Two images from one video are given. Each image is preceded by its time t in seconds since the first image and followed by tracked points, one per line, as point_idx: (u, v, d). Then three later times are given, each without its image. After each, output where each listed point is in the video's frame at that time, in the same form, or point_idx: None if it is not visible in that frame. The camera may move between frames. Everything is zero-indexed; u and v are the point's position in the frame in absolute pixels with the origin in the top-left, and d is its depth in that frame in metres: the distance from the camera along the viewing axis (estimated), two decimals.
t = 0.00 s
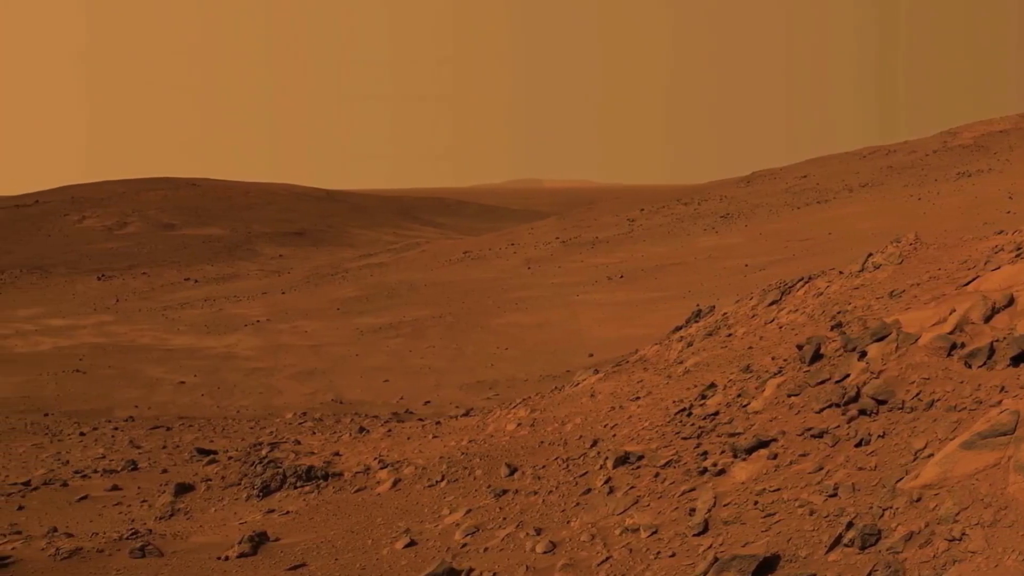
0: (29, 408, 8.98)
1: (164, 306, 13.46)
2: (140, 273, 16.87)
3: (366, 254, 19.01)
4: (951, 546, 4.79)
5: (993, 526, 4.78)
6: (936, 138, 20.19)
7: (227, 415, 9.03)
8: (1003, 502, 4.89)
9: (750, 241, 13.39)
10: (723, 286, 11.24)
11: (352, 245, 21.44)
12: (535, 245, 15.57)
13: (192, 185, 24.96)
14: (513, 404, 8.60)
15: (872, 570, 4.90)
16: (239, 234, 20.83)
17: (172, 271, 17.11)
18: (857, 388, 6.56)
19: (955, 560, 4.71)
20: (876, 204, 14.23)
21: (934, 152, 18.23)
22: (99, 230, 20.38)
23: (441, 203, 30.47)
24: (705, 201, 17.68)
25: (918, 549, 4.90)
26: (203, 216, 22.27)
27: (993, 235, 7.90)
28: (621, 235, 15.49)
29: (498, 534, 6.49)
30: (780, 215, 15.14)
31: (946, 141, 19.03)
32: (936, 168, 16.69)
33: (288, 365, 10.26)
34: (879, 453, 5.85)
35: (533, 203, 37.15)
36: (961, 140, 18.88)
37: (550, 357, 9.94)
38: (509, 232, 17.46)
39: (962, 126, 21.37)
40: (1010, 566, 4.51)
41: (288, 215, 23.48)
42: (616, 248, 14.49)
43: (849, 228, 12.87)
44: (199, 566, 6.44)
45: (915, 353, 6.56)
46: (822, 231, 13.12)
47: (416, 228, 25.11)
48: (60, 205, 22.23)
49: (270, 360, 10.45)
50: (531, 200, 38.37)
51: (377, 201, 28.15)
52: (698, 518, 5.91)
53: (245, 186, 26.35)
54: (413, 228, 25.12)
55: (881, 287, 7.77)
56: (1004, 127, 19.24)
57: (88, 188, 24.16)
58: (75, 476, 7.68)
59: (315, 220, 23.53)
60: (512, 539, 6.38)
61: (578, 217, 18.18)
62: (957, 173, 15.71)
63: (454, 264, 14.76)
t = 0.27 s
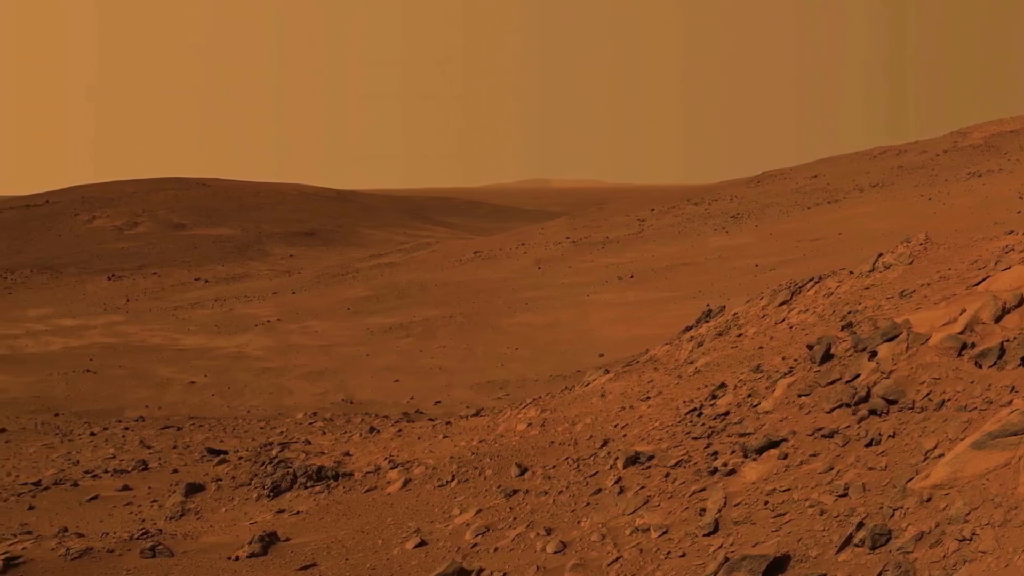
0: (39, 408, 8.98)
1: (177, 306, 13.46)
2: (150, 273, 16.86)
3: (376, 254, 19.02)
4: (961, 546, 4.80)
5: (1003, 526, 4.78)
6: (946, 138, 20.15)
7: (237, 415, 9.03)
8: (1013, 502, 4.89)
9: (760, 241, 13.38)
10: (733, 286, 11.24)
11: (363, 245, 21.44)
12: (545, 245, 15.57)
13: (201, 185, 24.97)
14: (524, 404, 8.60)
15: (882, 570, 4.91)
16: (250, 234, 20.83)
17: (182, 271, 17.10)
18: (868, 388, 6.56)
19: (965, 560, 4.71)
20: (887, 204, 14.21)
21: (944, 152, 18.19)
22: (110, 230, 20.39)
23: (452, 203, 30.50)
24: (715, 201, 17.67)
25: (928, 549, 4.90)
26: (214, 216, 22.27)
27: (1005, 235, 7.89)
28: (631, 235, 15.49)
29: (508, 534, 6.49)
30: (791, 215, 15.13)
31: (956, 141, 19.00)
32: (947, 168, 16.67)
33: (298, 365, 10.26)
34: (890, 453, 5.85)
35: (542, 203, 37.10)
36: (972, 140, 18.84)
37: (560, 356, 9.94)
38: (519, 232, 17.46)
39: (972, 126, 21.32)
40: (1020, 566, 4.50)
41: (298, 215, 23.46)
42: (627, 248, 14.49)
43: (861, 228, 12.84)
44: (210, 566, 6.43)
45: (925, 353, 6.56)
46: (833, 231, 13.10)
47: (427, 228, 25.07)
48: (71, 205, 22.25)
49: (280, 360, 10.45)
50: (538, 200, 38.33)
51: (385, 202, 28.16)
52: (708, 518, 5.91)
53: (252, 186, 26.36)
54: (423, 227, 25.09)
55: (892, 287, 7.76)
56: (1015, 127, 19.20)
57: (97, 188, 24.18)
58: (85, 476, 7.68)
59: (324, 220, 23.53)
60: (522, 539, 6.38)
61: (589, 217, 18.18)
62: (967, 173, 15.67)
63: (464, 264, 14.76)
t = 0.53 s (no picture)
0: (46, 407, 8.99)
1: (184, 306, 13.46)
2: (157, 273, 16.86)
3: (382, 254, 19.02)
4: (967, 546, 4.76)
5: (1010, 526, 4.74)
6: (953, 138, 20.12)
7: (244, 415, 9.03)
8: (1020, 502, 4.85)
9: (767, 241, 13.38)
10: (740, 286, 11.24)
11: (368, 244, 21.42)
12: (551, 245, 15.57)
13: (206, 185, 24.99)
14: (530, 404, 8.60)
15: (889, 570, 4.89)
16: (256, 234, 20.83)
17: (189, 271, 17.11)
18: (874, 388, 6.56)
19: (971, 560, 4.68)
20: (894, 204, 14.20)
21: (951, 152, 18.19)
22: (117, 230, 20.40)
23: (458, 203, 30.52)
24: (722, 201, 17.68)
25: (934, 549, 4.87)
26: (220, 216, 22.26)
27: (1012, 235, 7.89)
28: (637, 235, 15.49)
29: (515, 534, 6.49)
30: (798, 215, 15.13)
31: (963, 141, 18.99)
32: (954, 168, 16.65)
33: (305, 365, 10.26)
34: (896, 453, 5.84)
35: (547, 203, 37.08)
36: (979, 140, 18.82)
37: (567, 356, 9.95)
38: (526, 232, 17.47)
39: (979, 127, 21.29)
40: None
41: (304, 215, 23.46)
42: (634, 248, 14.49)
43: (869, 228, 12.83)
44: (216, 566, 6.43)
45: (931, 352, 6.56)
46: (841, 231, 13.09)
47: (432, 228, 25.07)
48: (79, 205, 22.27)
49: (286, 360, 10.45)
50: (543, 200, 38.33)
51: (390, 202, 28.16)
52: (714, 518, 5.91)
53: (257, 186, 26.37)
54: (428, 227, 25.10)
55: (899, 287, 7.76)
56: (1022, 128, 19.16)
57: (103, 188, 24.20)
58: (92, 476, 7.68)
59: (331, 220, 23.54)
60: (529, 539, 6.38)
61: (596, 217, 18.19)
62: (974, 173, 15.67)
63: (470, 264, 14.77)
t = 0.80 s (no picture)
0: (48, 407, 8.98)
1: (187, 306, 13.46)
2: (159, 273, 16.87)
3: (384, 253, 19.03)
4: (970, 547, 4.74)
5: (1012, 526, 4.72)
6: (956, 138, 20.12)
7: (246, 415, 9.03)
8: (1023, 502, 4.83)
9: (770, 241, 13.39)
10: (743, 286, 11.24)
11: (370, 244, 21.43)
12: (554, 245, 15.58)
13: (208, 185, 24.99)
14: (533, 404, 8.60)
15: (891, 570, 4.87)
16: (259, 234, 20.83)
17: (191, 271, 17.11)
18: (877, 388, 6.56)
19: (974, 560, 4.66)
20: (896, 203, 14.21)
21: (953, 152, 18.19)
22: (120, 230, 20.40)
23: (459, 203, 30.54)
24: (724, 201, 17.68)
25: (937, 549, 4.86)
26: (223, 216, 22.26)
27: (1015, 235, 7.89)
28: (640, 235, 15.49)
29: (518, 534, 6.49)
30: (800, 215, 15.13)
31: (966, 140, 18.99)
32: (956, 168, 16.66)
33: (307, 365, 10.27)
34: (898, 453, 5.84)
35: (549, 203, 37.08)
36: (981, 140, 18.81)
37: (570, 356, 9.95)
38: (528, 232, 17.48)
39: (982, 127, 21.29)
40: None
41: (306, 215, 23.46)
42: (636, 248, 14.49)
43: (872, 228, 12.83)
44: (219, 566, 6.42)
45: (934, 353, 6.56)
46: (844, 231, 13.09)
47: (434, 228, 25.08)
48: (82, 205, 22.28)
49: (289, 359, 10.45)
50: (544, 201, 38.34)
51: (392, 202, 28.16)
52: (717, 518, 5.90)
53: (259, 185, 26.38)
54: (430, 227, 25.11)
55: (901, 287, 7.77)
56: None
57: (105, 188, 24.22)
58: (95, 476, 7.67)
59: (332, 220, 23.54)
60: (532, 539, 6.38)
61: (598, 217, 18.20)
62: (977, 173, 15.68)
63: (472, 264, 14.76)
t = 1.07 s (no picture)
0: (48, 407, 9.01)
1: (187, 305, 13.49)
2: (159, 273, 16.89)
3: (383, 254, 19.06)
4: (968, 545, 4.74)
5: (1010, 525, 4.73)
6: (954, 138, 20.15)
7: (246, 415, 9.05)
8: (1020, 502, 4.84)
9: (768, 241, 13.42)
10: (741, 286, 11.26)
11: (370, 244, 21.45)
12: (552, 245, 15.61)
13: (208, 185, 25.02)
14: (531, 404, 8.61)
15: (889, 570, 4.87)
16: (258, 234, 20.85)
17: (191, 271, 17.13)
18: (875, 388, 6.57)
19: (972, 559, 4.66)
20: (894, 204, 14.23)
21: (951, 152, 18.22)
22: (120, 230, 20.45)
23: (458, 203, 30.58)
24: (723, 201, 17.71)
25: (935, 548, 4.87)
26: (223, 216, 22.30)
27: (1012, 234, 7.92)
28: (638, 235, 15.51)
29: (516, 533, 6.50)
30: (798, 215, 15.16)
31: (963, 141, 19.02)
32: (954, 168, 16.68)
33: (307, 365, 10.29)
34: (896, 452, 5.86)
35: (549, 203, 37.10)
36: (979, 140, 18.84)
37: (568, 356, 9.96)
38: (527, 232, 17.51)
39: (979, 127, 21.32)
40: None
41: (306, 215, 23.49)
42: (635, 248, 14.52)
43: (870, 228, 12.86)
44: (217, 566, 6.44)
45: (930, 352, 6.58)
46: (841, 231, 13.12)
47: (434, 228, 25.12)
48: (83, 205, 22.34)
49: (288, 359, 10.47)
50: (544, 201, 38.38)
51: (392, 202, 28.19)
52: (715, 518, 5.92)
53: (259, 185, 26.41)
54: (430, 227, 25.16)
55: (900, 287, 7.78)
56: None
57: (105, 188, 24.26)
58: (94, 475, 7.70)
59: (331, 220, 23.57)
60: (529, 538, 6.39)
61: (596, 217, 18.22)
62: (974, 173, 15.70)
63: (471, 264, 14.78)
